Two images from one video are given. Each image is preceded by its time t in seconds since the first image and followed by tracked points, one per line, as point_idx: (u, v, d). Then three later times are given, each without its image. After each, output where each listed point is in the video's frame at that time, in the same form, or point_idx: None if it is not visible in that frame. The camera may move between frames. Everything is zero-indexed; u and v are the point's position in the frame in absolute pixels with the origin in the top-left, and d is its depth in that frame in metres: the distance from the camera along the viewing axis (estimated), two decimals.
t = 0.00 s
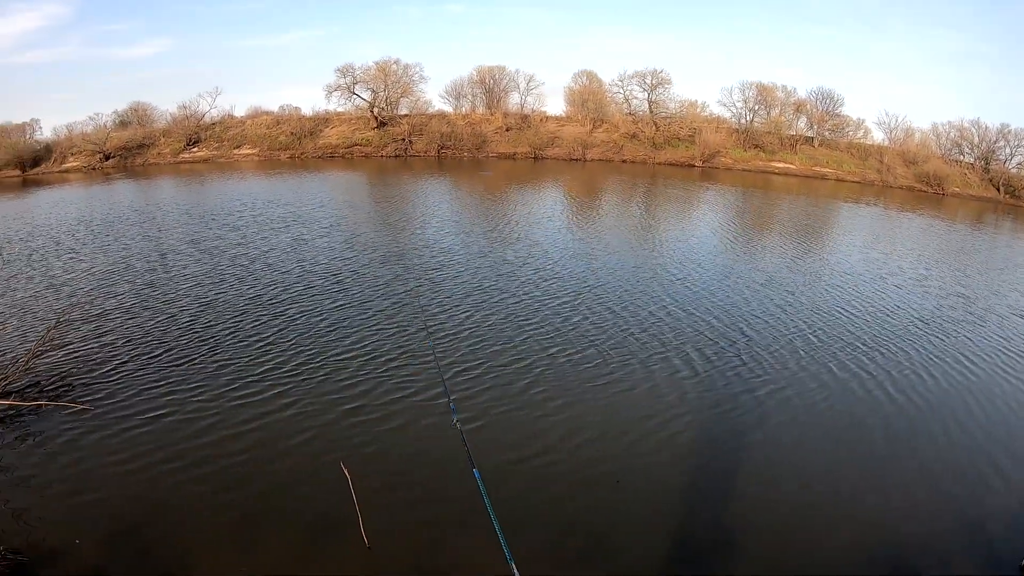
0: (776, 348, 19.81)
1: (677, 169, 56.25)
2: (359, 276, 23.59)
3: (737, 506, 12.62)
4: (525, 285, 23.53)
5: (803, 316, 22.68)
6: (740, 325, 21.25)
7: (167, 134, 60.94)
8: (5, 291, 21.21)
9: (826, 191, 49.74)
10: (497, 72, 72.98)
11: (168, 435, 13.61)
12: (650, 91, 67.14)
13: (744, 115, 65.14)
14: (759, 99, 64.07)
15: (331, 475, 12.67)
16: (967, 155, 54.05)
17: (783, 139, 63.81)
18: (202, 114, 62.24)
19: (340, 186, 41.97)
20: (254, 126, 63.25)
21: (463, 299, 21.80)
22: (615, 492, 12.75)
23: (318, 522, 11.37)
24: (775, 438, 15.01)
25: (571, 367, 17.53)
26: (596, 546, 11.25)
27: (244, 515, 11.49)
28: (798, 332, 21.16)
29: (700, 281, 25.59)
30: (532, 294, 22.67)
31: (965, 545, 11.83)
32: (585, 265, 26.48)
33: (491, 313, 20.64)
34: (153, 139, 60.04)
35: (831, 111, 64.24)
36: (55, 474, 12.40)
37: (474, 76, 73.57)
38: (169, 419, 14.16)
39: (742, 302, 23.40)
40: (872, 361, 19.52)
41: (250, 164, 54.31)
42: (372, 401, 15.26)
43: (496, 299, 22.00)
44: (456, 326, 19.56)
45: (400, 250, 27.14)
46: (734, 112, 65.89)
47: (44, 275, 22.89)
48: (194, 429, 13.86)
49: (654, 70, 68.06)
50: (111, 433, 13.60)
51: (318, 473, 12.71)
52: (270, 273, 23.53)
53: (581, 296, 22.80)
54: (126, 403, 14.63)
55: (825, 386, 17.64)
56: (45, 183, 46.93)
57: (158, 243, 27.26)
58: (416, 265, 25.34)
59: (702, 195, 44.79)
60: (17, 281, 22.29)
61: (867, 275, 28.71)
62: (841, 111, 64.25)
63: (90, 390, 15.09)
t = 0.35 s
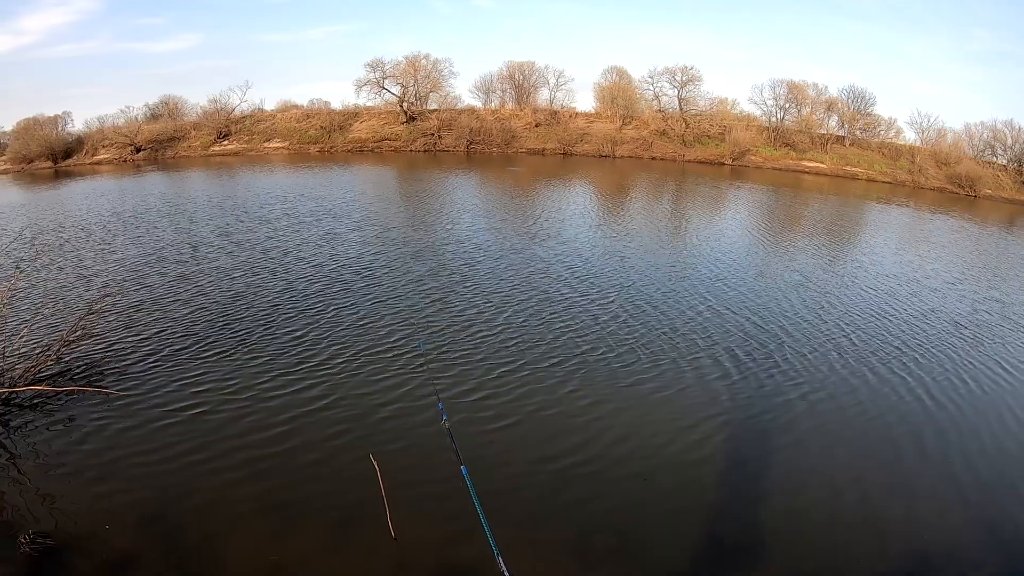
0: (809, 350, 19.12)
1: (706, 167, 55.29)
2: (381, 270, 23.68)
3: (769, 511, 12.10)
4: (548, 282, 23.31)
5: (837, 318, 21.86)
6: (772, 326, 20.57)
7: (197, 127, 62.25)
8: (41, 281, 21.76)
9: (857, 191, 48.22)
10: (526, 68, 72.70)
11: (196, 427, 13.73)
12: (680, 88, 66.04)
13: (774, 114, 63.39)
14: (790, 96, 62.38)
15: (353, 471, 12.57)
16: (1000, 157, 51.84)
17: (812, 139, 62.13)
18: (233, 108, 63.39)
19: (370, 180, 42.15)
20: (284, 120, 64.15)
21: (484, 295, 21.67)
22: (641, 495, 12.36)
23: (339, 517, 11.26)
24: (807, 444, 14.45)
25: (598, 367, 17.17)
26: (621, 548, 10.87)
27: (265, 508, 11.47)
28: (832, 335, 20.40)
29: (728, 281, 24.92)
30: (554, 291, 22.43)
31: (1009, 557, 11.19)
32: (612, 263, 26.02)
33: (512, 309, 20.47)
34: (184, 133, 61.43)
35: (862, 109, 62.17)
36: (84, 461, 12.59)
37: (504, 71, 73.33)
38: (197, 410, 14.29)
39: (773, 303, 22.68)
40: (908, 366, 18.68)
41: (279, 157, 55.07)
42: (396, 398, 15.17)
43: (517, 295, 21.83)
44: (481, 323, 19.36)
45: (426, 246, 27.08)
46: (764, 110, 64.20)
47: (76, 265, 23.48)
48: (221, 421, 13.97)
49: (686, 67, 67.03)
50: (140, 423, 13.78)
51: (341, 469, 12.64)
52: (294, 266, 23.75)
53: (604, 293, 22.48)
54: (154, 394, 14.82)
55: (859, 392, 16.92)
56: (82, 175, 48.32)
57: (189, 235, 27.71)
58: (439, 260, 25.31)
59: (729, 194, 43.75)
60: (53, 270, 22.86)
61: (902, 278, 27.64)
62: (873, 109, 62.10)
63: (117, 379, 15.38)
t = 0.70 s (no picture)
0: (840, 354, 18.52)
1: (733, 167, 54.23)
2: (403, 267, 23.72)
3: (797, 520, 11.72)
4: (570, 280, 23.07)
5: (868, 322, 21.15)
6: (801, 330, 19.99)
7: (225, 122, 63.24)
8: (73, 273, 22.21)
9: (886, 192, 46.72)
10: (553, 65, 72.29)
11: (218, 419, 13.80)
12: (708, 87, 64.84)
13: (802, 114, 61.77)
14: (819, 96, 60.77)
15: (371, 467, 12.47)
16: None
17: (841, 139, 60.24)
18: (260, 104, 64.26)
19: (402, 176, 42.54)
20: (311, 116, 64.79)
21: (505, 292, 21.53)
22: (665, 500, 12.03)
23: (357, 512, 11.17)
24: (837, 451, 13.98)
25: (621, 368, 16.82)
26: (642, 554, 10.59)
27: (284, 501, 11.43)
28: (864, 339, 19.73)
29: (755, 282, 24.32)
30: (576, 289, 22.20)
31: None
32: (635, 263, 25.59)
33: (533, 308, 20.30)
34: (212, 127, 62.47)
35: (891, 110, 60.17)
36: (110, 450, 12.73)
37: (531, 68, 73.05)
38: (219, 402, 14.36)
39: (801, 306, 22.06)
40: (944, 373, 17.97)
41: (306, 152, 55.64)
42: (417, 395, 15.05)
43: (538, 293, 21.65)
44: (503, 321, 19.14)
45: (448, 244, 26.96)
46: (792, 110, 62.63)
47: (108, 257, 23.98)
48: (243, 414, 14.01)
49: (714, 65, 65.86)
50: (164, 414, 13.89)
51: (360, 464, 12.54)
52: (316, 261, 23.93)
53: (626, 292, 22.17)
54: (178, 385, 14.95)
55: (892, 398, 16.34)
56: (114, 167, 49.46)
57: (217, 229, 28.12)
58: (460, 257, 25.26)
59: (756, 194, 42.79)
60: (85, 263, 23.34)
61: (935, 282, 26.66)
62: (903, 110, 60.08)
63: (142, 369, 15.63)
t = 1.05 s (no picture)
0: (860, 359, 18.10)
1: (748, 168, 53.69)
2: (414, 268, 23.76)
3: (816, 527, 11.42)
4: (582, 282, 22.95)
5: (889, 326, 20.66)
6: (819, 334, 19.59)
7: (243, 124, 64.01)
8: (90, 273, 22.48)
9: (904, 194, 45.86)
10: (569, 67, 72.22)
11: (231, 419, 13.83)
12: (723, 89, 64.22)
13: (819, 115, 61.01)
14: (835, 97, 59.94)
15: (382, 468, 12.38)
16: None
17: (858, 141, 59.16)
18: (278, 106, 64.95)
19: (417, 178, 42.64)
20: (327, 118, 65.26)
21: (515, 294, 21.46)
22: (680, 505, 11.78)
23: (367, 512, 11.08)
24: (857, 457, 13.64)
25: (635, 372, 16.58)
26: (656, 560, 10.36)
27: (294, 501, 11.39)
28: (884, 344, 19.28)
29: (771, 285, 23.91)
30: (587, 291, 22.08)
31: None
32: (649, 266, 25.31)
33: (543, 309, 20.21)
34: (230, 129, 63.28)
35: (908, 111, 59.07)
36: (124, 449, 12.79)
37: (547, 70, 73.04)
38: (232, 402, 14.39)
39: (819, 310, 21.65)
40: (968, 378, 17.47)
41: (322, 153, 56.06)
42: (429, 396, 14.96)
43: (549, 294, 21.54)
44: (516, 324, 19.00)
45: (460, 246, 26.87)
46: (809, 111, 61.89)
47: (125, 258, 24.32)
48: (255, 414, 14.02)
49: (730, 66, 65.27)
50: (177, 413, 13.94)
51: (371, 465, 12.46)
52: (329, 263, 24.04)
53: (638, 294, 22.02)
54: (192, 385, 15.00)
55: (914, 404, 15.92)
56: (132, 169, 50.16)
57: (231, 230, 28.42)
58: (472, 259, 25.25)
59: (771, 195, 42.27)
60: (103, 263, 23.62)
61: (957, 285, 26.01)
62: (920, 112, 58.98)
63: (155, 367, 15.77)
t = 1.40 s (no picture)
0: (873, 359, 17.88)
1: (759, 167, 53.32)
2: (423, 267, 23.78)
3: (829, 528, 11.31)
4: (591, 281, 22.86)
5: (901, 326, 20.44)
6: (830, 334, 19.40)
7: (252, 124, 64.35)
8: (102, 272, 22.65)
9: (915, 193, 45.30)
10: (579, 65, 72.03)
11: (241, 417, 13.87)
12: (733, 87, 63.73)
13: (829, 113, 60.41)
14: (845, 95, 59.30)
15: (391, 467, 12.35)
16: None
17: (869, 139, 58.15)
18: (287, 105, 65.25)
19: (426, 177, 42.67)
20: (336, 117, 65.47)
21: (524, 292, 21.40)
22: (692, 506, 11.68)
23: (378, 510, 11.08)
24: (869, 457, 13.51)
25: (645, 371, 16.45)
26: (667, 560, 10.27)
27: (304, 499, 11.41)
28: (897, 344, 19.04)
29: (782, 284, 23.71)
30: (597, 290, 21.99)
31: None
32: (658, 265, 25.15)
33: (552, 308, 20.13)
34: (239, 129, 63.66)
35: (918, 110, 58.35)
36: (135, 447, 12.85)
37: (557, 69, 72.89)
38: (241, 401, 14.42)
39: (830, 309, 21.47)
40: (984, 379, 17.22)
41: (332, 152, 56.25)
42: (438, 396, 14.91)
43: (558, 293, 21.47)
44: (524, 322, 18.94)
45: (468, 245, 26.81)
46: (819, 109, 61.31)
47: (137, 257, 24.49)
48: (264, 412, 14.05)
49: (740, 64, 64.78)
50: (187, 412, 13.98)
51: (381, 464, 12.45)
52: (338, 261, 24.09)
53: (648, 293, 21.89)
54: (201, 383, 15.07)
55: (928, 405, 15.74)
56: (142, 168, 50.53)
57: (242, 230, 28.58)
58: (481, 257, 25.23)
59: (781, 194, 41.91)
60: (114, 263, 23.79)
61: (971, 284, 25.68)
62: (931, 109, 58.25)
63: (167, 365, 15.86)
